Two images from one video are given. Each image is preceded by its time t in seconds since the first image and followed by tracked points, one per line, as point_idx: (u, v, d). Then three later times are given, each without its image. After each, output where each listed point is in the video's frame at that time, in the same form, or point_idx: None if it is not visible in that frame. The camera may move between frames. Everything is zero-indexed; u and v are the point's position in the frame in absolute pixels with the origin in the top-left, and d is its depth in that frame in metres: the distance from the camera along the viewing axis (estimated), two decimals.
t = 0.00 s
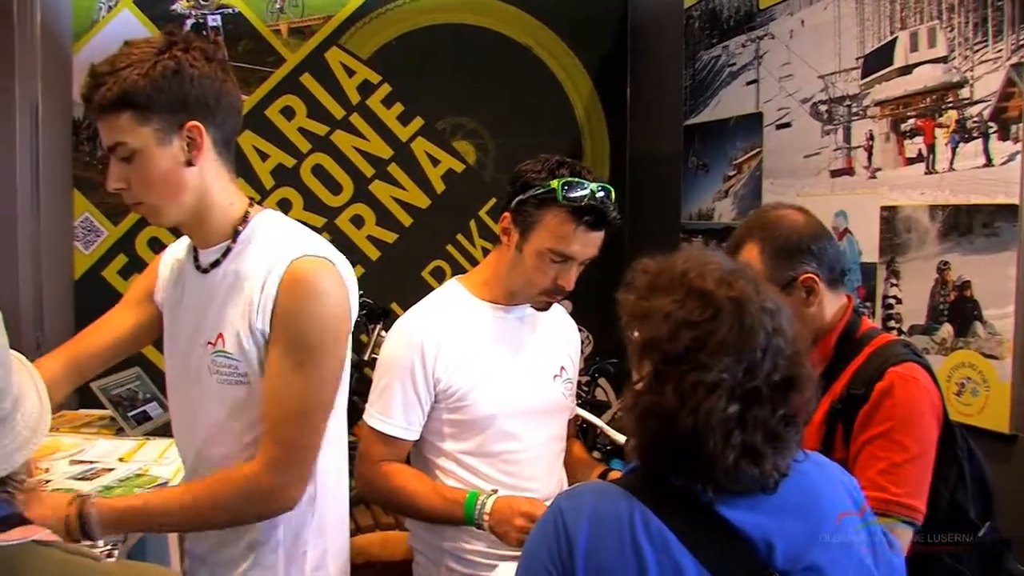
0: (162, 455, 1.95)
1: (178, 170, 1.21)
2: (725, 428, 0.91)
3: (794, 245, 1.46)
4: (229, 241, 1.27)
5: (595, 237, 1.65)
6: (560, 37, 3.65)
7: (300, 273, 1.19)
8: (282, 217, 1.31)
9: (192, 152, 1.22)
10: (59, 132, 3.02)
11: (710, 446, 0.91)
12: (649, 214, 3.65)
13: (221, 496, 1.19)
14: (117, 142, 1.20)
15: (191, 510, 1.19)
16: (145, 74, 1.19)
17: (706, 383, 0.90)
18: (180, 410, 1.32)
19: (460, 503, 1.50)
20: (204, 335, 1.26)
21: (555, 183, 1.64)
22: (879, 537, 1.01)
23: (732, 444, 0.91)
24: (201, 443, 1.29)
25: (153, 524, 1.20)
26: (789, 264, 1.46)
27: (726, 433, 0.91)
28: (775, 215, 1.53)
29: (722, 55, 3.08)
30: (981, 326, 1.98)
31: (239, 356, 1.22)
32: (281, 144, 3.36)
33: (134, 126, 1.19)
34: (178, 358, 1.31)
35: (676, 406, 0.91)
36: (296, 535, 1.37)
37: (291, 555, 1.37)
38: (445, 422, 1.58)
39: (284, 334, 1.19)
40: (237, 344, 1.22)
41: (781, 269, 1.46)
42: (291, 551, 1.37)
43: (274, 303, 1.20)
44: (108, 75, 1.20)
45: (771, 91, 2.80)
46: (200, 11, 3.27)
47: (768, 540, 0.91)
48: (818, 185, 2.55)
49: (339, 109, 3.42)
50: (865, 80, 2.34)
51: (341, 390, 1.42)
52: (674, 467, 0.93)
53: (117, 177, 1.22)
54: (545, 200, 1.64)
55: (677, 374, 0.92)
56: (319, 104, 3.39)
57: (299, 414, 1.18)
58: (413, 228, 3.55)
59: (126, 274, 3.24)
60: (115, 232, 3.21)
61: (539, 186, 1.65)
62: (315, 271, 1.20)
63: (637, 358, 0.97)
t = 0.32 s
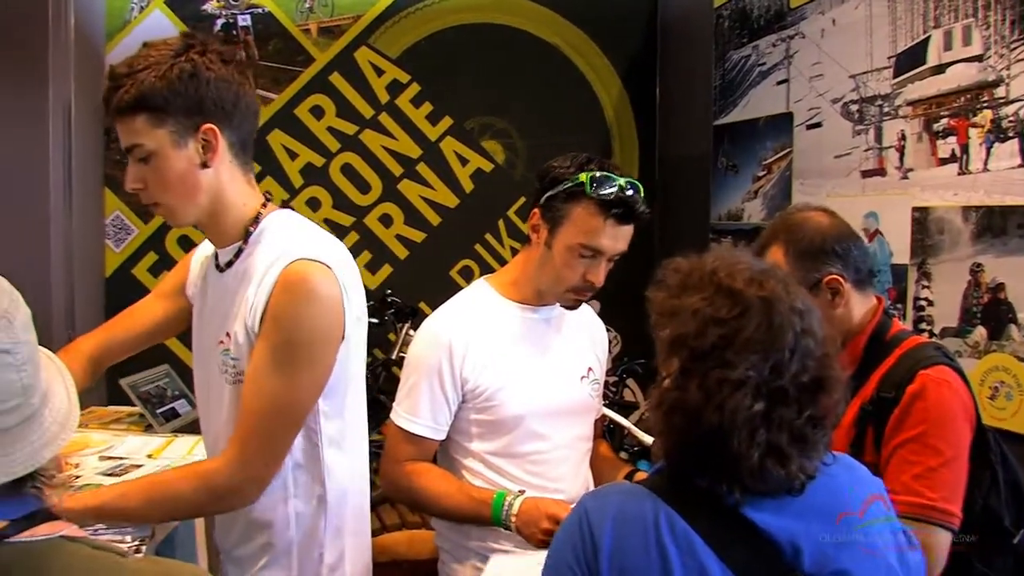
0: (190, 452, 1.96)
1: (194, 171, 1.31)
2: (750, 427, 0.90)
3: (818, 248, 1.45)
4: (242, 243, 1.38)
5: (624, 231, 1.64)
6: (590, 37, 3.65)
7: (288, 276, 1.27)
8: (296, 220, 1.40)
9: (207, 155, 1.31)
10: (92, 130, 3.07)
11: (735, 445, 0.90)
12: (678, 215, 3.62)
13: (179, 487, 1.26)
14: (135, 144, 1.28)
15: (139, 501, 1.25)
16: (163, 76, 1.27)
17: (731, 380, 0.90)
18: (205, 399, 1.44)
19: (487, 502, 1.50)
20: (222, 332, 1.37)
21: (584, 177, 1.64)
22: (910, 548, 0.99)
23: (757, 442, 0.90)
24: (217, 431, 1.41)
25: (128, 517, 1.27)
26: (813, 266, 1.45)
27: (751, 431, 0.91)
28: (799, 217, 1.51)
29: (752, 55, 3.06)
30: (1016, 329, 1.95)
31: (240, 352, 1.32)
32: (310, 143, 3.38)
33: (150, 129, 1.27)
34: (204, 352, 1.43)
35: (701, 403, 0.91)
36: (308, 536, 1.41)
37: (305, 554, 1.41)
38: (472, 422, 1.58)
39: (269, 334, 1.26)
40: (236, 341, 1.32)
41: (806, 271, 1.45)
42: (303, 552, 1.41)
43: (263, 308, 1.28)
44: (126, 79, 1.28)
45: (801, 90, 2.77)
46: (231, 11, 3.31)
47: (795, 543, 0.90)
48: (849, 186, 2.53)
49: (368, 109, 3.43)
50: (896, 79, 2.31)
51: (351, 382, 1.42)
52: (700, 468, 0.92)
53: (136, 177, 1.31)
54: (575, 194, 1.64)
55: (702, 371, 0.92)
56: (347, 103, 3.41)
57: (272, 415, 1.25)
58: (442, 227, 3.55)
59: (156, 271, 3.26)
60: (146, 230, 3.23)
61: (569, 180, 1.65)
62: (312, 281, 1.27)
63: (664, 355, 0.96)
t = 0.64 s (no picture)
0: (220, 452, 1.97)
1: (216, 175, 1.33)
2: (782, 434, 0.90)
3: (840, 251, 1.44)
4: (262, 245, 1.39)
5: (646, 223, 1.64)
6: (620, 39, 3.63)
7: (309, 273, 1.27)
8: (317, 219, 1.40)
9: (229, 159, 1.34)
10: (124, 133, 3.10)
11: (768, 450, 0.90)
12: (707, 216, 3.59)
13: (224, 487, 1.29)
14: (159, 148, 1.32)
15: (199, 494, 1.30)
16: (184, 81, 1.31)
17: (762, 387, 0.89)
18: (226, 401, 1.44)
19: (515, 510, 1.49)
20: (244, 334, 1.38)
21: (605, 167, 1.65)
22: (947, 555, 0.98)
23: (790, 449, 0.90)
24: (241, 432, 1.41)
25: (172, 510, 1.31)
26: (836, 272, 1.43)
27: (784, 438, 0.90)
28: (822, 223, 1.51)
29: (782, 56, 3.03)
30: None
31: (265, 352, 1.33)
32: (339, 145, 3.40)
33: (173, 133, 1.31)
34: (227, 354, 1.43)
35: (732, 409, 0.90)
36: (328, 535, 1.40)
37: (326, 553, 1.41)
38: (501, 425, 1.58)
39: (298, 334, 1.27)
40: (260, 341, 1.33)
41: (832, 275, 1.44)
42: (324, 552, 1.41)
43: (288, 306, 1.29)
44: (150, 84, 1.33)
45: (832, 91, 2.75)
46: (261, 14, 3.32)
47: (829, 551, 0.89)
48: (880, 188, 2.51)
49: (397, 111, 3.44)
50: (929, 80, 2.29)
51: (376, 382, 1.43)
52: (731, 475, 0.92)
53: (159, 180, 1.34)
54: (596, 183, 1.64)
55: (733, 378, 0.91)
56: (377, 105, 3.42)
57: (307, 414, 1.26)
58: (471, 229, 3.56)
59: (187, 273, 3.28)
60: (176, 231, 3.25)
61: (591, 172, 1.66)
62: (334, 280, 1.27)
63: (692, 361, 0.96)
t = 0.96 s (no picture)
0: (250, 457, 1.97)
1: (247, 174, 1.33)
2: (820, 443, 0.88)
3: (875, 253, 1.42)
4: (285, 242, 1.38)
5: (673, 224, 1.62)
6: (649, 43, 3.62)
7: (332, 269, 1.27)
8: (336, 219, 1.40)
9: (259, 159, 1.34)
10: (155, 137, 3.11)
11: (806, 459, 0.88)
12: (735, 220, 3.57)
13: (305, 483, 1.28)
14: (195, 143, 1.33)
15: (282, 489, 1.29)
16: (225, 82, 1.32)
17: (797, 397, 0.88)
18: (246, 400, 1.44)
19: (541, 517, 1.49)
20: (264, 331, 1.37)
21: (631, 168, 1.64)
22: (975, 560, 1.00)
23: (830, 458, 0.88)
24: (257, 431, 1.40)
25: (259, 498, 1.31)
26: (871, 274, 1.42)
27: (821, 447, 0.88)
28: (857, 224, 1.49)
29: (812, 60, 3.00)
30: None
31: (284, 349, 1.32)
32: (367, 149, 3.40)
33: (209, 130, 1.32)
34: (250, 355, 1.43)
35: (767, 420, 0.89)
36: (340, 530, 1.39)
37: (334, 551, 1.39)
38: (527, 430, 1.57)
39: (326, 331, 1.26)
40: (281, 337, 1.32)
41: (865, 277, 1.42)
42: (333, 549, 1.39)
43: (312, 301, 1.29)
44: (191, 83, 1.34)
45: (863, 95, 2.72)
46: (291, 19, 3.33)
47: (854, 559, 0.87)
48: (911, 193, 2.48)
49: (425, 115, 3.44)
50: (963, 83, 2.26)
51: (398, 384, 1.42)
52: (770, 485, 0.91)
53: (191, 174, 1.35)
54: (622, 186, 1.64)
55: (767, 390, 0.89)
56: (405, 109, 3.43)
57: (351, 408, 1.25)
58: (499, 233, 3.55)
59: (215, 276, 3.29)
60: (206, 234, 3.26)
61: (617, 174, 1.65)
62: (354, 274, 1.27)
63: (724, 371, 0.94)
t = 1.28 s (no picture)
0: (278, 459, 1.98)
1: (272, 176, 1.34)
2: (844, 443, 0.87)
3: (914, 249, 1.40)
4: (312, 242, 1.37)
5: (702, 226, 1.61)
6: (674, 43, 3.60)
7: (371, 267, 1.27)
8: (363, 218, 1.40)
9: (285, 161, 1.34)
10: (183, 141, 3.13)
11: (830, 459, 0.87)
12: (763, 218, 3.54)
13: (368, 484, 1.25)
14: (221, 144, 1.34)
15: (339, 502, 1.26)
16: (253, 85, 1.33)
17: (819, 398, 0.86)
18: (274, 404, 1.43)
19: (569, 519, 1.48)
20: (292, 333, 1.37)
21: (659, 170, 1.62)
22: (1012, 561, 0.99)
23: (854, 458, 0.87)
24: (289, 434, 1.39)
25: (316, 511, 1.27)
26: (909, 268, 1.40)
27: (846, 447, 0.87)
28: (893, 219, 1.48)
29: (840, 58, 2.97)
30: None
31: (319, 350, 1.32)
32: (394, 152, 3.41)
33: (236, 132, 1.33)
34: (277, 359, 1.42)
35: (790, 422, 0.88)
36: (363, 528, 1.39)
37: (358, 551, 1.39)
38: (556, 431, 1.56)
39: (367, 327, 1.26)
40: (314, 336, 1.32)
41: (901, 272, 1.40)
42: (359, 549, 1.39)
43: (349, 298, 1.28)
44: (218, 84, 1.35)
45: (892, 93, 2.69)
46: (316, 22, 3.35)
47: (876, 561, 0.88)
48: (942, 191, 2.45)
49: (452, 117, 3.44)
50: (994, 79, 2.23)
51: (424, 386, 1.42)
52: (794, 485, 0.89)
53: (216, 174, 1.36)
54: (651, 187, 1.62)
55: (789, 392, 0.88)
56: (432, 112, 3.43)
57: (406, 394, 1.25)
58: (527, 235, 3.55)
59: (244, 279, 3.31)
60: (234, 237, 3.29)
61: (645, 175, 1.64)
62: (390, 269, 1.27)
63: (745, 375, 0.93)
